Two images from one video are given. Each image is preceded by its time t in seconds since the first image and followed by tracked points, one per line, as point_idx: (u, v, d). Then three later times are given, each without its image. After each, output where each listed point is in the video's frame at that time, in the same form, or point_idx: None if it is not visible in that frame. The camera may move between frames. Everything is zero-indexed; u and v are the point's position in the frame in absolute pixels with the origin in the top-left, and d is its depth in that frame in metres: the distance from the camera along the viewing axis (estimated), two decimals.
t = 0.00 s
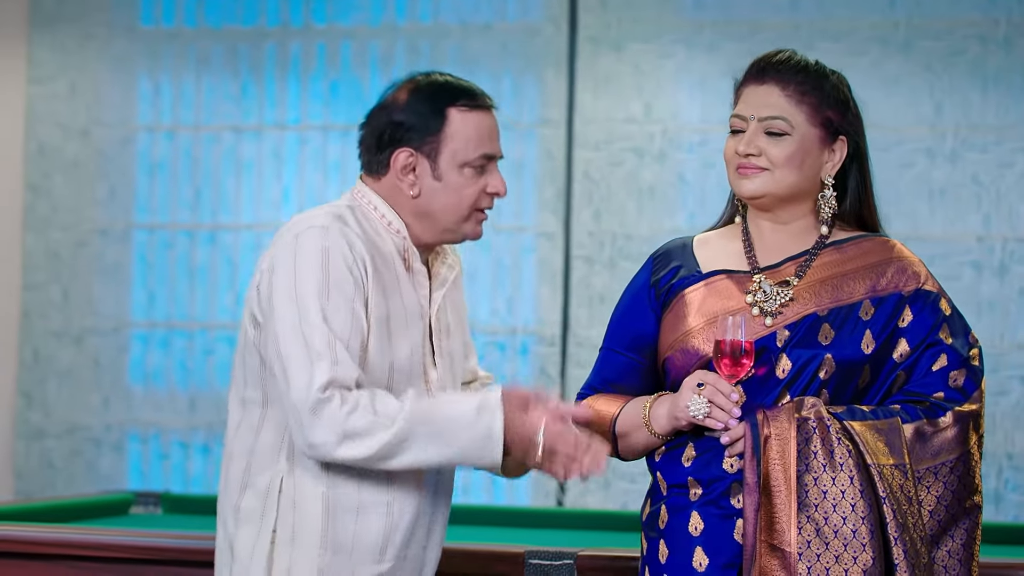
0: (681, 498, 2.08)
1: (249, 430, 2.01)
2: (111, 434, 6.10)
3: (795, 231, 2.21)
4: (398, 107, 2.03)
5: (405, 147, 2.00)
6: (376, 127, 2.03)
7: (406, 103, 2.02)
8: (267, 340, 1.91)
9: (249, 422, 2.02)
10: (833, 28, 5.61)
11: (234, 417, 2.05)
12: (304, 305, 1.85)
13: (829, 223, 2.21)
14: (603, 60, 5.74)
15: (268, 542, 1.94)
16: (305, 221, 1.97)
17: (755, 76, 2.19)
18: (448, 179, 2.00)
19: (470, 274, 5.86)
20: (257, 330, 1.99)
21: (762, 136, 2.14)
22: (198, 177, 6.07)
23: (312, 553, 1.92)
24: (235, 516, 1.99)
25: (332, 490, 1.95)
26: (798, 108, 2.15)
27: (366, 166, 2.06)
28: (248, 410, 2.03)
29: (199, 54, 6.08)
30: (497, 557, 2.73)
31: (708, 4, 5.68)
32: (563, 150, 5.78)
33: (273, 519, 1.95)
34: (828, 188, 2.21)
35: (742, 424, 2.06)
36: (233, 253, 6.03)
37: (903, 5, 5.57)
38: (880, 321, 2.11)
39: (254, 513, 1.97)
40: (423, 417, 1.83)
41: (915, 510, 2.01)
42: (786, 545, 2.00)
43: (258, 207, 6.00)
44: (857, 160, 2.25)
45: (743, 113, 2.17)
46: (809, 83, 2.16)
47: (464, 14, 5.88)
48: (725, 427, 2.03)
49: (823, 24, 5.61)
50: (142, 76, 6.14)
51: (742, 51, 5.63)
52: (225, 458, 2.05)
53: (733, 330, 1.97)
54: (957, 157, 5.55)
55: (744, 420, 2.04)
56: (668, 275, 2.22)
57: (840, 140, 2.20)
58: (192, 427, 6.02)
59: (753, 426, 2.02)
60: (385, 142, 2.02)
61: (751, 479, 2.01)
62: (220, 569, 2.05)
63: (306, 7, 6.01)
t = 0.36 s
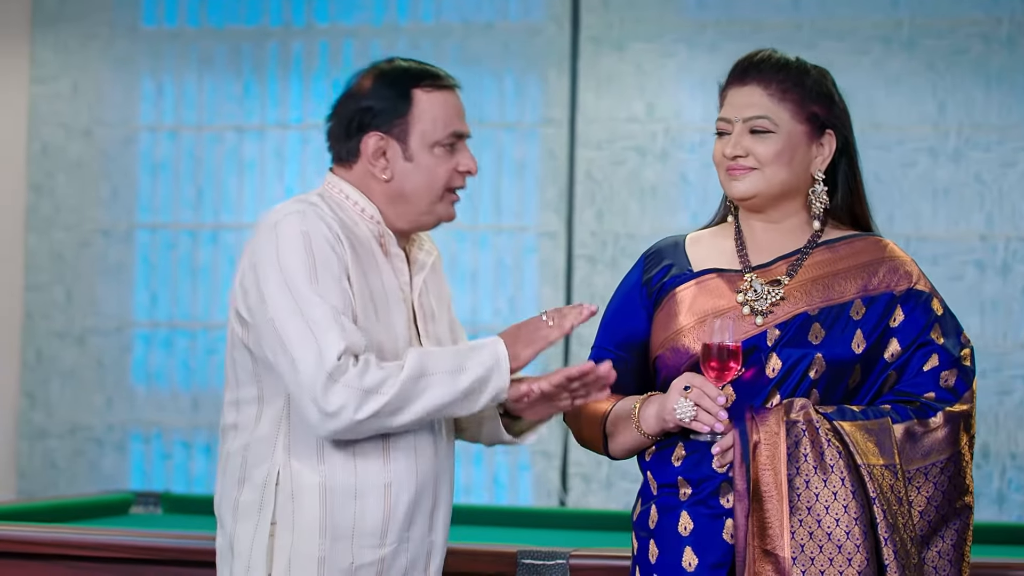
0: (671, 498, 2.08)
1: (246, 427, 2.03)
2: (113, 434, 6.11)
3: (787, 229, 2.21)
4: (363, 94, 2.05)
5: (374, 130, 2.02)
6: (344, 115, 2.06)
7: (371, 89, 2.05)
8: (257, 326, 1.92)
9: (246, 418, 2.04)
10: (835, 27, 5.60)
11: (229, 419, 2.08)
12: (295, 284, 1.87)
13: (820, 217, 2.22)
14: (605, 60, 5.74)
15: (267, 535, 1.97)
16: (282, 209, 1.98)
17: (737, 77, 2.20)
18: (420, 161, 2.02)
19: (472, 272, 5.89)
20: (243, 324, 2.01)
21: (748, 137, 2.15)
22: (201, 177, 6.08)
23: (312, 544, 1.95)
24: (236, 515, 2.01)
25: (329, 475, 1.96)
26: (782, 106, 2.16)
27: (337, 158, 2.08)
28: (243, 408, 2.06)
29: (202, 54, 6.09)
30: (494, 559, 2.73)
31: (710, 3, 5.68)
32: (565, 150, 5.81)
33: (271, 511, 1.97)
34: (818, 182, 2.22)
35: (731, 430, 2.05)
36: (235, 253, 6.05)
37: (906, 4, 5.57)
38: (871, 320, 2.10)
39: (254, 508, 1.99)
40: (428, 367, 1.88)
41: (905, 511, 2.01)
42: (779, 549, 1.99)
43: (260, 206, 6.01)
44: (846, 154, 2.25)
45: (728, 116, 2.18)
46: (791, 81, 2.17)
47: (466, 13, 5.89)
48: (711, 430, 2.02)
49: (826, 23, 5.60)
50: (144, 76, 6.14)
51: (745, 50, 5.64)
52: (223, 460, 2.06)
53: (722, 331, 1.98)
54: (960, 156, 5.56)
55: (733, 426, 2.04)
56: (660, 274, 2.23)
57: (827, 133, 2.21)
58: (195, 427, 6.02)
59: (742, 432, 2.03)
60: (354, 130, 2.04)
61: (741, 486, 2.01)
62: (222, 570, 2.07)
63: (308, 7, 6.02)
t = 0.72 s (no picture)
0: (663, 499, 2.09)
1: (238, 430, 2.04)
2: (117, 436, 6.12)
3: (784, 226, 2.21)
4: (319, 87, 2.15)
5: (336, 117, 2.11)
6: (305, 109, 2.14)
7: (325, 80, 2.14)
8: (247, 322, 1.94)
9: (239, 420, 2.05)
10: (839, 26, 5.59)
11: (220, 424, 2.08)
12: (284, 276, 1.89)
13: (812, 206, 2.21)
14: (609, 60, 5.74)
15: (264, 532, 1.97)
16: (263, 209, 2.01)
17: (713, 87, 2.23)
18: (385, 141, 2.10)
19: (475, 274, 5.89)
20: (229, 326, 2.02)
21: (732, 140, 2.17)
22: (204, 178, 6.08)
23: (311, 538, 1.94)
24: (235, 516, 2.00)
25: (325, 469, 1.96)
26: (760, 104, 2.17)
27: (304, 154, 2.16)
28: (236, 409, 2.06)
29: (205, 54, 6.09)
30: (492, 560, 2.75)
31: (714, 3, 5.67)
32: (569, 150, 5.80)
33: (267, 508, 1.97)
34: (809, 173, 2.22)
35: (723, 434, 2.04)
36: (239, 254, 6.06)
37: (911, 4, 5.55)
38: (866, 323, 2.09)
39: (250, 506, 1.98)
40: (424, 351, 1.88)
41: (897, 515, 1.99)
42: (770, 552, 1.98)
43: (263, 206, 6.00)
44: (833, 142, 2.26)
45: (710, 124, 2.20)
46: (764, 79, 2.19)
47: (469, 14, 5.89)
48: (704, 435, 2.00)
49: (830, 23, 5.59)
50: (147, 77, 6.14)
51: (749, 50, 5.62)
52: (218, 466, 2.06)
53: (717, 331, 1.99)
54: (965, 156, 5.54)
55: (725, 428, 2.02)
56: (656, 273, 2.22)
57: (811, 123, 2.22)
58: (198, 429, 6.01)
59: (734, 433, 2.02)
60: (315, 122, 2.13)
61: (732, 487, 2.00)
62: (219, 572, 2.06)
63: (312, 9, 6.02)
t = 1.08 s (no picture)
0: (661, 498, 2.08)
1: (236, 430, 2.03)
2: (124, 436, 6.12)
3: (785, 224, 2.20)
4: (304, 79, 2.18)
5: (323, 105, 2.13)
6: (290, 102, 2.17)
7: (310, 74, 2.17)
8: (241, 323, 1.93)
9: (236, 420, 2.04)
10: (847, 25, 5.57)
11: (217, 425, 2.07)
12: (275, 276, 1.88)
13: (811, 203, 2.20)
14: (616, 59, 5.73)
15: (263, 531, 1.95)
16: (258, 208, 2.00)
17: (713, 87, 2.23)
18: (373, 126, 2.14)
19: (482, 273, 5.89)
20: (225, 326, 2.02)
21: (732, 137, 2.16)
22: (212, 178, 6.09)
23: (312, 538, 1.93)
24: (234, 515, 1.99)
25: (325, 468, 1.95)
26: (759, 101, 2.17)
27: (291, 147, 2.18)
28: (232, 409, 2.05)
29: (212, 54, 6.10)
30: (490, 560, 2.74)
31: (721, 2, 5.66)
32: (576, 150, 5.79)
33: (266, 508, 1.96)
34: (809, 171, 2.21)
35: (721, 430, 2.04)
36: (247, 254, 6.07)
37: (919, 2, 5.53)
38: (865, 322, 2.08)
39: (250, 506, 1.97)
40: (416, 353, 1.87)
41: (894, 514, 1.99)
42: (766, 549, 1.97)
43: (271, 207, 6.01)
44: (833, 141, 2.25)
45: (709, 123, 2.20)
46: (763, 77, 2.19)
47: (476, 13, 5.89)
48: (703, 434, 2.00)
49: (837, 22, 5.57)
50: (154, 77, 6.15)
51: (756, 49, 5.61)
52: (216, 466, 2.05)
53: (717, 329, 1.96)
54: (973, 156, 5.52)
55: (723, 426, 2.02)
56: (656, 271, 2.21)
57: (812, 121, 2.21)
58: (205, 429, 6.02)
59: (731, 430, 2.01)
60: (302, 111, 2.15)
61: (729, 484, 2.00)
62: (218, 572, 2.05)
63: (319, 8, 6.03)
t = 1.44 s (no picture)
0: (653, 496, 2.08)
1: (232, 431, 2.02)
2: (126, 437, 6.13)
3: (779, 225, 2.20)
4: (298, 79, 2.19)
5: (318, 100, 2.15)
6: (285, 101, 2.18)
7: (303, 73, 2.19)
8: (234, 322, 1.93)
9: (233, 419, 2.03)
10: (848, 25, 5.57)
11: (212, 426, 2.07)
12: (265, 276, 1.88)
13: (806, 206, 2.21)
14: (617, 59, 5.73)
15: (261, 531, 1.94)
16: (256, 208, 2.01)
17: (709, 87, 2.23)
18: (368, 120, 2.15)
19: (484, 272, 5.89)
20: (220, 325, 2.02)
21: (727, 138, 2.16)
22: (214, 178, 6.09)
23: (311, 537, 1.92)
24: (230, 515, 1.98)
25: (324, 469, 1.94)
26: (755, 102, 2.17)
27: (286, 144, 2.19)
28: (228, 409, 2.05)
29: (214, 54, 6.10)
30: (482, 561, 2.73)
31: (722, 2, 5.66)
32: (578, 150, 5.79)
33: (264, 508, 1.94)
34: (804, 172, 2.21)
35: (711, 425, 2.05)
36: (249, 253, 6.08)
37: (920, 2, 5.53)
38: (857, 321, 2.08)
39: (246, 505, 1.96)
40: (401, 357, 1.85)
41: (884, 512, 1.98)
42: (754, 545, 1.97)
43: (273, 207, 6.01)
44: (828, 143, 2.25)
45: (705, 123, 2.20)
46: (760, 78, 2.18)
47: (477, 13, 5.89)
48: (696, 430, 2.02)
49: (839, 22, 5.57)
50: (157, 77, 6.16)
51: (758, 49, 5.62)
52: (212, 467, 2.05)
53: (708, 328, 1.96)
54: (975, 156, 5.52)
55: (714, 420, 2.02)
56: (649, 270, 2.21)
57: (808, 123, 2.22)
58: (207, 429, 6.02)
59: (723, 425, 2.02)
60: (297, 106, 2.16)
61: (719, 480, 1.99)
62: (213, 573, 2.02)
63: (321, 8, 6.03)
